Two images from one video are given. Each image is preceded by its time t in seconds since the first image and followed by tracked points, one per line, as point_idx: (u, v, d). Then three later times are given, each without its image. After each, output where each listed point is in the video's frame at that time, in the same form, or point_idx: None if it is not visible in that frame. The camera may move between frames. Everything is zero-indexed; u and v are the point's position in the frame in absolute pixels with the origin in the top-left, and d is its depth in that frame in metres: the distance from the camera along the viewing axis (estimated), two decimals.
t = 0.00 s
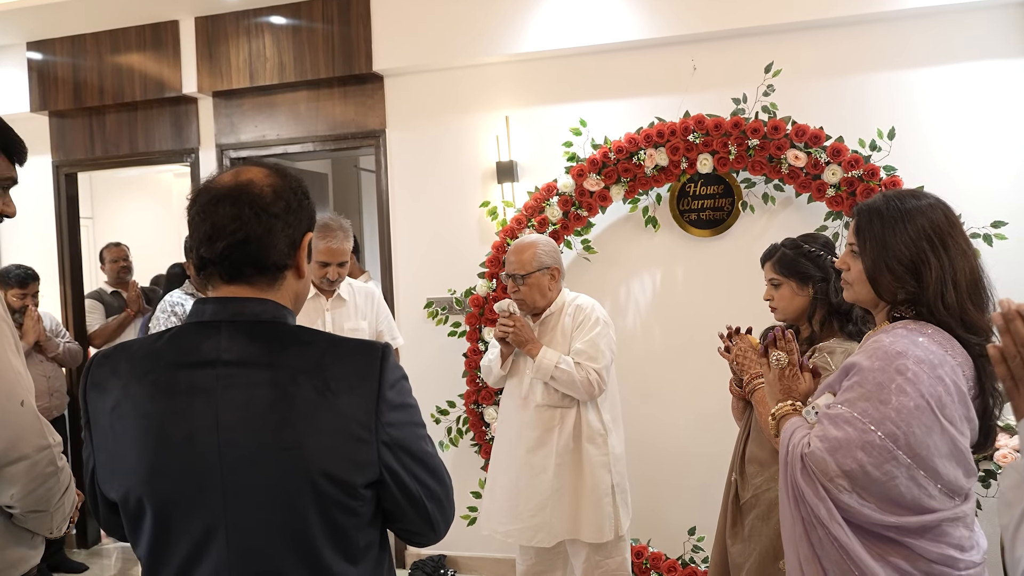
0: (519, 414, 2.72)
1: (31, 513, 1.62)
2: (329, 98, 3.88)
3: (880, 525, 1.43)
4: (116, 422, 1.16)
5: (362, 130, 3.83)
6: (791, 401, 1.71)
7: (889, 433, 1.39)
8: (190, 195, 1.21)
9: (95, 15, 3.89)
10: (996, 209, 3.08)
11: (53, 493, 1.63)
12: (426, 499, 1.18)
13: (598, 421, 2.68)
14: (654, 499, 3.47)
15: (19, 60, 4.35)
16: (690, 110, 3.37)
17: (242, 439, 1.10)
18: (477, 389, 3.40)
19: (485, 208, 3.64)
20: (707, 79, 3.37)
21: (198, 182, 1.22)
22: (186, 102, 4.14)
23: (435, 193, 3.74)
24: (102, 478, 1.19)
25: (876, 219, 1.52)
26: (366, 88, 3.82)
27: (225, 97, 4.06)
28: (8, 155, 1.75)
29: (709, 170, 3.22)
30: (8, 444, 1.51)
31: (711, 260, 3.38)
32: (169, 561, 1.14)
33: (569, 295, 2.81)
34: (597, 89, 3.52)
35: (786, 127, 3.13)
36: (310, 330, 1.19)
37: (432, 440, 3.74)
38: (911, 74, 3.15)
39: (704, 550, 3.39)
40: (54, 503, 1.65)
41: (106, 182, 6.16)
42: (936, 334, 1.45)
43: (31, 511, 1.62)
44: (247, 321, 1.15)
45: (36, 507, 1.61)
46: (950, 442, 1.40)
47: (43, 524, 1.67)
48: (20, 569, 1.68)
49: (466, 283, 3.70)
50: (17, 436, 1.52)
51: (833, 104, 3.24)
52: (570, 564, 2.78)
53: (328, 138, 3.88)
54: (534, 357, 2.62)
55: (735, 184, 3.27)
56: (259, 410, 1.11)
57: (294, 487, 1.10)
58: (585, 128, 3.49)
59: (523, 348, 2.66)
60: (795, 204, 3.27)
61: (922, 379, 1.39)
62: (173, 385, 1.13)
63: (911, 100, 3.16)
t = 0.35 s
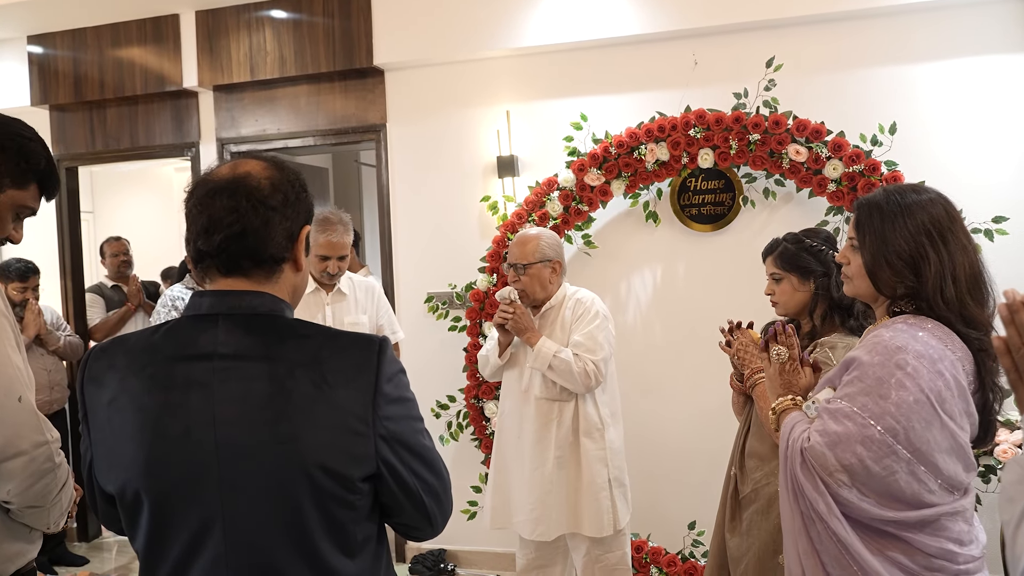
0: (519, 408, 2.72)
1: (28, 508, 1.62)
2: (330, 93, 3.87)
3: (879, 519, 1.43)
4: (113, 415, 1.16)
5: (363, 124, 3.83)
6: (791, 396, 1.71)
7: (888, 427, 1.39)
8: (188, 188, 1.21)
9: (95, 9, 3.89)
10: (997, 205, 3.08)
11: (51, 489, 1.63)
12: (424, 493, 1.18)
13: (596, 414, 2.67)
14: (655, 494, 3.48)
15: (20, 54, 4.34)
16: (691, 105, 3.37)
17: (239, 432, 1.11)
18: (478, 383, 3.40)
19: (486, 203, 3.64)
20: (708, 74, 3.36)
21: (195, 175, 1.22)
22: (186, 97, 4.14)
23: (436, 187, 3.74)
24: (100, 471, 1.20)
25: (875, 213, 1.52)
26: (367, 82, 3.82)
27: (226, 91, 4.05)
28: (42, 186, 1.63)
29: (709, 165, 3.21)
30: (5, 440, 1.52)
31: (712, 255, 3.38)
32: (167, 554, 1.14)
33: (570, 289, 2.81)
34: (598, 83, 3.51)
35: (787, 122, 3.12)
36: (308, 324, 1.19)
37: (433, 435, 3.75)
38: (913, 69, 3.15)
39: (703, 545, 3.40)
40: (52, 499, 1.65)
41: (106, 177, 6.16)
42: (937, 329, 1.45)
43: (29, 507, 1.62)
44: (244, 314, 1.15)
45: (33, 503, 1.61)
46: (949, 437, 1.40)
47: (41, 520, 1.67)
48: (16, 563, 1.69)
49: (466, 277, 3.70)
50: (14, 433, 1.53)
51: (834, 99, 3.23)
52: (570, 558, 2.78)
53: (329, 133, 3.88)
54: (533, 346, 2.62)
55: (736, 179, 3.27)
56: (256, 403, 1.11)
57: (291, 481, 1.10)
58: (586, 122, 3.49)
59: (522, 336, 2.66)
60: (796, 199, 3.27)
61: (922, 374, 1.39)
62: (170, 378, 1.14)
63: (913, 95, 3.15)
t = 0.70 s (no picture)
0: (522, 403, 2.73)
1: (29, 501, 1.62)
2: (333, 88, 3.87)
3: (880, 514, 1.43)
4: (113, 408, 1.16)
5: (365, 119, 3.82)
6: (794, 390, 1.71)
7: (891, 422, 1.38)
8: (187, 179, 1.20)
9: (98, 3, 3.88)
10: (1001, 200, 3.06)
11: (53, 483, 1.63)
12: (425, 487, 1.18)
13: (597, 408, 2.66)
14: (657, 490, 3.47)
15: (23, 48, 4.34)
16: (695, 100, 3.35)
17: (238, 425, 1.10)
18: (480, 378, 3.40)
19: (488, 198, 3.64)
20: (712, 69, 3.35)
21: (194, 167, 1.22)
22: (189, 91, 4.13)
23: (438, 182, 3.74)
24: (99, 464, 1.20)
25: (877, 208, 1.51)
26: (370, 77, 3.81)
27: (229, 86, 4.05)
28: (56, 190, 1.63)
29: (713, 161, 3.20)
30: (9, 433, 1.51)
31: (715, 251, 3.37)
32: (166, 547, 1.14)
33: (572, 284, 2.80)
34: (602, 78, 3.50)
35: (791, 117, 3.10)
36: (307, 316, 1.18)
37: (435, 430, 3.75)
38: (918, 64, 3.13)
39: (705, 541, 3.40)
40: (53, 493, 1.65)
41: (109, 171, 6.16)
42: (939, 324, 1.45)
43: (30, 500, 1.62)
44: (244, 306, 1.15)
45: (35, 496, 1.61)
46: (952, 432, 1.39)
47: (42, 513, 1.67)
48: (17, 555, 1.69)
49: (469, 272, 3.69)
50: (19, 426, 1.52)
51: (839, 94, 3.22)
52: (572, 553, 2.78)
53: (332, 127, 3.87)
54: (534, 337, 2.62)
55: (739, 174, 3.25)
56: (255, 396, 1.11)
57: (291, 474, 1.10)
58: (589, 117, 3.48)
59: (523, 327, 2.66)
60: (799, 194, 3.25)
61: (925, 369, 1.38)
62: (169, 371, 1.13)
63: (918, 90, 3.14)
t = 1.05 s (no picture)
0: (524, 398, 2.72)
1: (29, 496, 1.62)
2: (335, 82, 3.86)
3: (885, 508, 1.42)
4: (111, 402, 1.16)
5: (368, 114, 3.81)
6: (797, 383, 1.70)
7: (895, 416, 1.37)
8: (186, 171, 1.20)
9: None
10: (1007, 194, 3.05)
11: (54, 477, 1.63)
12: (425, 482, 1.18)
13: (600, 403, 2.66)
14: (659, 485, 3.47)
15: (25, 43, 4.33)
16: (698, 94, 3.34)
17: (238, 420, 1.10)
18: (482, 373, 3.39)
19: (491, 192, 3.63)
20: (716, 63, 3.33)
21: (194, 158, 1.21)
22: (191, 85, 4.12)
23: (440, 177, 3.72)
24: (97, 459, 1.19)
25: (883, 201, 1.50)
26: (372, 71, 3.80)
27: (231, 80, 4.04)
28: (55, 182, 1.62)
29: (716, 155, 3.18)
30: (9, 427, 1.51)
31: (718, 245, 3.36)
32: (166, 541, 1.14)
33: (575, 278, 2.79)
34: (605, 72, 3.48)
35: (795, 111, 3.08)
36: (307, 309, 1.18)
37: (438, 425, 3.75)
38: (923, 58, 3.11)
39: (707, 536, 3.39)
40: (54, 487, 1.65)
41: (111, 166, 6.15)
42: (944, 317, 1.44)
43: (31, 494, 1.62)
44: (243, 300, 1.14)
45: (35, 490, 1.61)
46: (957, 426, 1.38)
47: (43, 507, 1.67)
48: (18, 549, 1.69)
49: (471, 267, 3.69)
50: (19, 419, 1.52)
51: (843, 88, 3.20)
52: (574, 548, 2.78)
53: (334, 122, 3.86)
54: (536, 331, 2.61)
55: (742, 168, 3.24)
56: (255, 390, 1.10)
57: (290, 468, 1.09)
58: (592, 111, 3.46)
59: (525, 321, 2.65)
60: (803, 189, 3.24)
61: (929, 362, 1.37)
62: (168, 364, 1.13)
63: (922, 84, 3.12)
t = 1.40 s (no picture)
0: (525, 393, 2.71)
1: (25, 490, 1.61)
2: (336, 77, 3.85)
3: (889, 502, 1.41)
4: (108, 396, 1.15)
5: (369, 109, 3.80)
6: (800, 377, 1.69)
7: (899, 409, 1.37)
8: (185, 163, 1.19)
9: None
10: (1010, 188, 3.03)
11: (50, 471, 1.62)
12: (425, 477, 1.17)
13: (602, 398, 2.65)
14: (661, 481, 3.46)
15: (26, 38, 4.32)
16: (700, 88, 3.32)
17: (236, 414, 1.09)
18: (484, 369, 3.39)
19: (492, 187, 3.62)
20: (718, 57, 3.31)
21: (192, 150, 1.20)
22: (192, 80, 4.11)
23: (441, 172, 3.71)
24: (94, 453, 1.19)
25: (887, 193, 1.48)
26: (373, 66, 3.78)
27: (231, 75, 4.03)
28: (49, 175, 1.62)
29: (718, 150, 3.17)
30: (5, 421, 1.51)
31: (720, 240, 3.35)
32: (164, 536, 1.13)
33: (577, 273, 2.78)
34: (606, 67, 3.47)
35: (797, 106, 3.08)
36: (307, 303, 1.17)
37: (439, 420, 3.74)
38: (926, 52, 3.09)
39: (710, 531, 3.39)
40: (50, 481, 1.64)
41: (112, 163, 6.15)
42: (949, 310, 1.43)
43: (27, 488, 1.61)
44: (242, 293, 1.14)
45: (32, 484, 1.60)
46: (962, 420, 1.37)
47: (40, 501, 1.66)
48: (17, 543, 1.69)
49: (472, 262, 3.68)
50: (15, 413, 1.52)
51: (846, 82, 3.18)
52: (576, 544, 2.77)
53: (335, 117, 3.85)
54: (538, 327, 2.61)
55: (744, 163, 3.23)
56: (254, 384, 1.10)
57: (289, 463, 1.09)
58: (593, 106, 3.45)
59: (527, 317, 2.65)
60: (805, 183, 3.22)
61: (934, 355, 1.36)
62: (166, 358, 1.12)
63: (925, 78, 3.10)
